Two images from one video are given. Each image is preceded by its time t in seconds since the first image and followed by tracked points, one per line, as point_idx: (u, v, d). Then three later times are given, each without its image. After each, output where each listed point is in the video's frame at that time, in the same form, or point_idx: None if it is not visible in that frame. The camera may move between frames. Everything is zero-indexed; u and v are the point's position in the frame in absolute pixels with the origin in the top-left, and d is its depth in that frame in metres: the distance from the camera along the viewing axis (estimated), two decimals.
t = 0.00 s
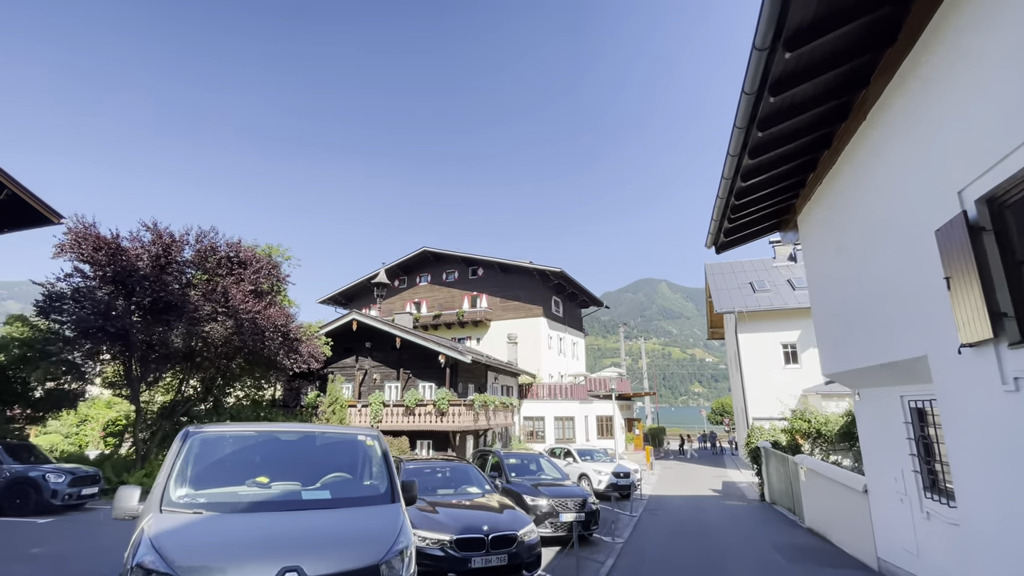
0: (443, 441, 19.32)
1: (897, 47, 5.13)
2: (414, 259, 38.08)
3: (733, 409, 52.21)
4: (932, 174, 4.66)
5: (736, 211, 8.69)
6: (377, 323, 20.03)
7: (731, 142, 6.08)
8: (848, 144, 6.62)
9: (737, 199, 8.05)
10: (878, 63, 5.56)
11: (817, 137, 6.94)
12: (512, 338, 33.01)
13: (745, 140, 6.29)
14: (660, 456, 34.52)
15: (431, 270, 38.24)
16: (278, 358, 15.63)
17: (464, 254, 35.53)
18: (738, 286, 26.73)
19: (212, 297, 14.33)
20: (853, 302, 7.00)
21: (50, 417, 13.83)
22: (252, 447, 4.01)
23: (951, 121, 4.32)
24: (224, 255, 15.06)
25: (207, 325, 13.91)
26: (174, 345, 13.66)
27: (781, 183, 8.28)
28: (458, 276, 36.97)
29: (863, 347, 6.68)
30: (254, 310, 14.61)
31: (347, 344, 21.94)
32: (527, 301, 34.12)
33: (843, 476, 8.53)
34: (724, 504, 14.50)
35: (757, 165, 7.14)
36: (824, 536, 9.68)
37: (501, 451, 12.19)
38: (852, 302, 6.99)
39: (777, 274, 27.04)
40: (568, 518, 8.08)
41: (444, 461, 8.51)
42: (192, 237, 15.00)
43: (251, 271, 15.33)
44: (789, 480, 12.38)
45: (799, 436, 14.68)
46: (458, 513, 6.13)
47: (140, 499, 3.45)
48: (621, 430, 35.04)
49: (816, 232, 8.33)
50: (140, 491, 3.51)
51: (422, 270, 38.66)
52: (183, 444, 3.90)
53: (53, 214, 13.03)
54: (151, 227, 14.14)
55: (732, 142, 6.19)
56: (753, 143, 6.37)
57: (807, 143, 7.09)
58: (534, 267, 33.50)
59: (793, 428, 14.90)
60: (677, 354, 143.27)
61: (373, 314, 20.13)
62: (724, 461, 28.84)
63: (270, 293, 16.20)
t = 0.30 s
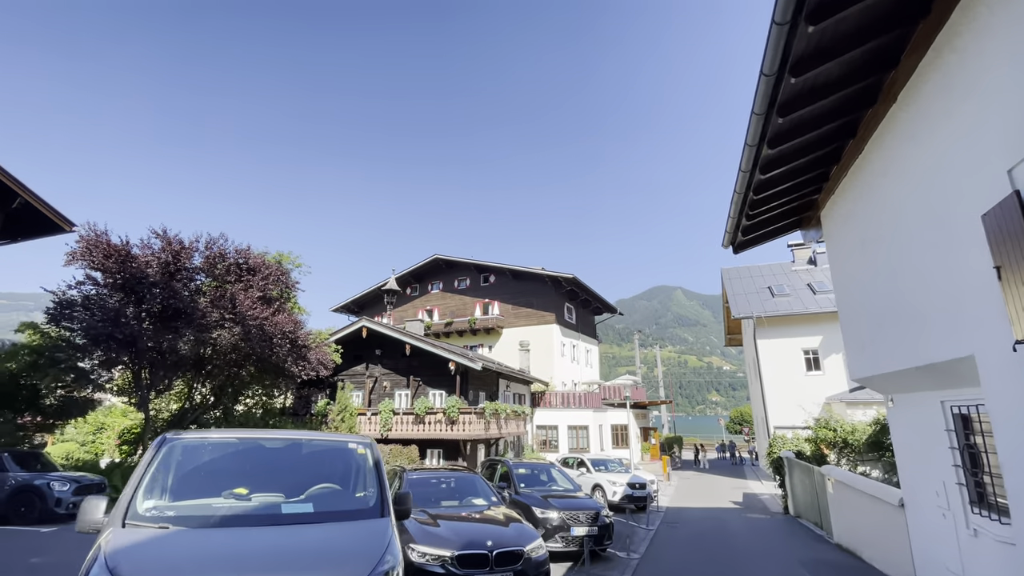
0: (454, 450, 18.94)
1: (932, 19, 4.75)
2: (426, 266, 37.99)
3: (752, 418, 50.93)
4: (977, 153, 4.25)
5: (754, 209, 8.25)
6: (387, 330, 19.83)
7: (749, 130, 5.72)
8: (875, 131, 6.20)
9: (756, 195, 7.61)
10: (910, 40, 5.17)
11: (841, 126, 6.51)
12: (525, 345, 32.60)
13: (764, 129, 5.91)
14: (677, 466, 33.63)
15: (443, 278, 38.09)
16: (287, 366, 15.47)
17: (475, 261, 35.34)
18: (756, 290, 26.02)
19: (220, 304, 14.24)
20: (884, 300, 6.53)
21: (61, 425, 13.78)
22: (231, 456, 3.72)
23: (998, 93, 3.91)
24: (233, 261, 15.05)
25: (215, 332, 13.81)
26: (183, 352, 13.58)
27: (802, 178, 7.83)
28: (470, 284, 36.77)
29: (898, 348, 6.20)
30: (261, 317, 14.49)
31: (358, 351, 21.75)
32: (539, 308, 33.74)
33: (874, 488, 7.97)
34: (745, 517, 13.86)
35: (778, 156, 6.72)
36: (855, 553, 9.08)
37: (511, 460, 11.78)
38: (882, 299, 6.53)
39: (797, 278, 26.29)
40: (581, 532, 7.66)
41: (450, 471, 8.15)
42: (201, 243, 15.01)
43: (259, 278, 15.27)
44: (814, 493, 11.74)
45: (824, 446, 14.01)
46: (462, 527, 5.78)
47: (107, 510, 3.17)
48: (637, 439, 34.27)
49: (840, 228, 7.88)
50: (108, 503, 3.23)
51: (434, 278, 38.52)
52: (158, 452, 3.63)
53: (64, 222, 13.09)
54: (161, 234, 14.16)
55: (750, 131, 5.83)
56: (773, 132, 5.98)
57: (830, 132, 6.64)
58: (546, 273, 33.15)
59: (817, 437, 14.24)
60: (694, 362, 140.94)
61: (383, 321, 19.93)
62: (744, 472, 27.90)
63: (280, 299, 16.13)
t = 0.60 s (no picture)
0: (461, 456, 18.58)
1: None
2: (434, 271, 37.88)
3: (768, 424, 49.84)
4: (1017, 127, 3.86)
5: (770, 203, 7.85)
6: (394, 335, 19.63)
7: (764, 115, 5.39)
8: (900, 115, 5.80)
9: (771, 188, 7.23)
10: (937, 12, 4.82)
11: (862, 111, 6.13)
12: (534, 350, 32.23)
13: (780, 114, 5.58)
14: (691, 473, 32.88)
15: (451, 282, 37.90)
16: (291, 370, 15.29)
17: (484, 265, 35.12)
18: (770, 293, 25.41)
19: (223, 308, 14.08)
20: (911, 296, 6.09)
21: (64, 430, 13.68)
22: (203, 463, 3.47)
23: None
24: (237, 265, 14.95)
25: (218, 336, 13.64)
26: (186, 356, 13.45)
27: (821, 170, 7.43)
28: (478, 288, 36.53)
29: (928, 348, 5.75)
30: (264, 320, 14.30)
31: (364, 356, 21.54)
32: (548, 312, 33.37)
33: (902, 498, 7.45)
34: (762, 527, 13.32)
35: (795, 145, 6.36)
36: (880, 567, 8.58)
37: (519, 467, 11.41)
38: (910, 295, 6.12)
39: (812, 280, 25.63)
40: (588, 544, 7.29)
41: (453, 479, 7.84)
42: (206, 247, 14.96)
43: (264, 281, 15.15)
44: (835, 502, 11.22)
45: (845, 453, 13.44)
46: (461, 539, 5.44)
47: (63, 520, 2.90)
48: (649, 446, 33.61)
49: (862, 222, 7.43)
50: (64, 513, 2.96)
51: (442, 283, 38.36)
52: (125, 457, 3.37)
53: (71, 226, 13.11)
54: (166, 238, 14.12)
55: (766, 116, 5.50)
56: (790, 118, 5.65)
57: (850, 119, 6.27)
58: (554, 277, 32.82)
59: (837, 444, 13.66)
60: (707, 368, 139.13)
61: (389, 325, 19.73)
62: (760, 480, 27.14)
63: (285, 303, 16.01)
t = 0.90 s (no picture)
0: (465, 459, 18.24)
1: None
2: (439, 273, 37.65)
3: (778, 427, 49.08)
4: None
5: (784, 192, 7.44)
6: (396, 335, 19.36)
7: (778, 93, 5.05)
8: (924, 91, 5.35)
9: (785, 174, 6.83)
10: None
11: (883, 89, 5.73)
12: (539, 352, 31.87)
13: (795, 93, 5.23)
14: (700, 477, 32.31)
15: (456, 283, 37.63)
16: (291, 371, 15.06)
17: (489, 266, 34.83)
18: (781, 292, 24.88)
19: (222, 307, 13.88)
20: (936, 287, 5.63)
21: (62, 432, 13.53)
22: (166, 465, 3.20)
23: None
24: (236, 264, 14.76)
25: (216, 336, 13.43)
26: (184, 357, 13.24)
27: (838, 156, 7.02)
28: (484, 289, 36.25)
29: (957, 343, 5.29)
30: (263, 319, 14.05)
31: (367, 357, 21.28)
32: (554, 313, 33.01)
33: (926, 503, 6.99)
34: (775, 532, 12.87)
35: (810, 128, 6.00)
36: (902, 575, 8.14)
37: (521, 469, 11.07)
38: (933, 285, 5.68)
39: (823, 279, 25.07)
40: (593, 550, 6.94)
41: (452, 482, 7.51)
42: (206, 246, 14.81)
43: (264, 281, 14.94)
44: (852, 507, 10.76)
45: (861, 455, 12.96)
46: (454, 547, 5.10)
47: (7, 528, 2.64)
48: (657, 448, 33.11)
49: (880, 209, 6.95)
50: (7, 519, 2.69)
51: (447, 284, 38.10)
52: (82, 457, 3.11)
53: (70, 226, 12.99)
54: (164, 237, 13.97)
55: (779, 95, 5.16)
56: (805, 97, 5.29)
57: (869, 99, 5.88)
58: (560, 278, 32.46)
59: (852, 446, 13.18)
60: (715, 371, 137.79)
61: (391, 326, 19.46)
62: (771, 484, 26.58)
63: (285, 303, 15.80)
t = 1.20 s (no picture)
0: (464, 460, 17.94)
1: None
2: (441, 272, 37.40)
3: (783, 427, 48.60)
4: None
5: (791, 180, 7.09)
6: (394, 334, 19.10)
7: (785, 71, 4.76)
8: (945, 66, 4.97)
9: (793, 161, 6.48)
10: None
11: (895, 68, 5.42)
12: (540, 351, 31.55)
13: (804, 69, 4.89)
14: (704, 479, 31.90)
15: (457, 283, 37.36)
16: (287, 370, 14.81)
17: (490, 266, 34.55)
18: (786, 291, 24.50)
19: (215, 305, 13.62)
20: (956, 278, 5.21)
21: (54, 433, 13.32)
22: (113, 466, 2.91)
23: None
24: (230, 261, 14.52)
25: (209, 334, 13.17)
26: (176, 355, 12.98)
27: (848, 142, 6.67)
28: (485, 289, 35.98)
29: (982, 336, 4.86)
30: (257, 317, 13.78)
31: (366, 357, 21.03)
32: (555, 313, 32.70)
33: (942, 506, 6.68)
34: (782, 536, 12.52)
35: (818, 111, 5.70)
36: None
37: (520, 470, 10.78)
38: (950, 276, 5.30)
39: (829, 277, 24.66)
40: (591, 556, 6.63)
41: (445, 484, 7.21)
42: (200, 244, 14.58)
43: (258, 279, 14.70)
44: (861, 510, 10.41)
45: (870, 456, 12.59)
46: (442, 555, 4.81)
47: None
48: (660, 449, 32.75)
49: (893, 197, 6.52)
50: None
51: (448, 283, 37.85)
52: (20, 457, 2.83)
53: (62, 223, 12.78)
54: (157, 234, 13.74)
55: (788, 73, 4.85)
56: (815, 75, 4.98)
57: (880, 80, 5.57)
58: (562, 277, 32.15)
59: (861, 447, 12.81)
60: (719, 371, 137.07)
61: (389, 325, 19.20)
62: (777, 485, 26.19)
63: (281, 302, 15.55)
